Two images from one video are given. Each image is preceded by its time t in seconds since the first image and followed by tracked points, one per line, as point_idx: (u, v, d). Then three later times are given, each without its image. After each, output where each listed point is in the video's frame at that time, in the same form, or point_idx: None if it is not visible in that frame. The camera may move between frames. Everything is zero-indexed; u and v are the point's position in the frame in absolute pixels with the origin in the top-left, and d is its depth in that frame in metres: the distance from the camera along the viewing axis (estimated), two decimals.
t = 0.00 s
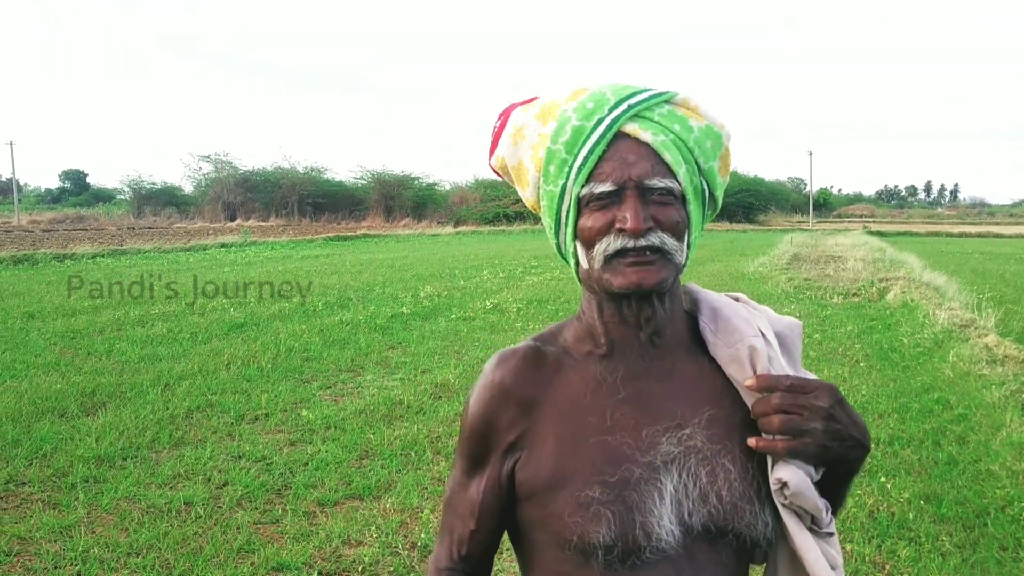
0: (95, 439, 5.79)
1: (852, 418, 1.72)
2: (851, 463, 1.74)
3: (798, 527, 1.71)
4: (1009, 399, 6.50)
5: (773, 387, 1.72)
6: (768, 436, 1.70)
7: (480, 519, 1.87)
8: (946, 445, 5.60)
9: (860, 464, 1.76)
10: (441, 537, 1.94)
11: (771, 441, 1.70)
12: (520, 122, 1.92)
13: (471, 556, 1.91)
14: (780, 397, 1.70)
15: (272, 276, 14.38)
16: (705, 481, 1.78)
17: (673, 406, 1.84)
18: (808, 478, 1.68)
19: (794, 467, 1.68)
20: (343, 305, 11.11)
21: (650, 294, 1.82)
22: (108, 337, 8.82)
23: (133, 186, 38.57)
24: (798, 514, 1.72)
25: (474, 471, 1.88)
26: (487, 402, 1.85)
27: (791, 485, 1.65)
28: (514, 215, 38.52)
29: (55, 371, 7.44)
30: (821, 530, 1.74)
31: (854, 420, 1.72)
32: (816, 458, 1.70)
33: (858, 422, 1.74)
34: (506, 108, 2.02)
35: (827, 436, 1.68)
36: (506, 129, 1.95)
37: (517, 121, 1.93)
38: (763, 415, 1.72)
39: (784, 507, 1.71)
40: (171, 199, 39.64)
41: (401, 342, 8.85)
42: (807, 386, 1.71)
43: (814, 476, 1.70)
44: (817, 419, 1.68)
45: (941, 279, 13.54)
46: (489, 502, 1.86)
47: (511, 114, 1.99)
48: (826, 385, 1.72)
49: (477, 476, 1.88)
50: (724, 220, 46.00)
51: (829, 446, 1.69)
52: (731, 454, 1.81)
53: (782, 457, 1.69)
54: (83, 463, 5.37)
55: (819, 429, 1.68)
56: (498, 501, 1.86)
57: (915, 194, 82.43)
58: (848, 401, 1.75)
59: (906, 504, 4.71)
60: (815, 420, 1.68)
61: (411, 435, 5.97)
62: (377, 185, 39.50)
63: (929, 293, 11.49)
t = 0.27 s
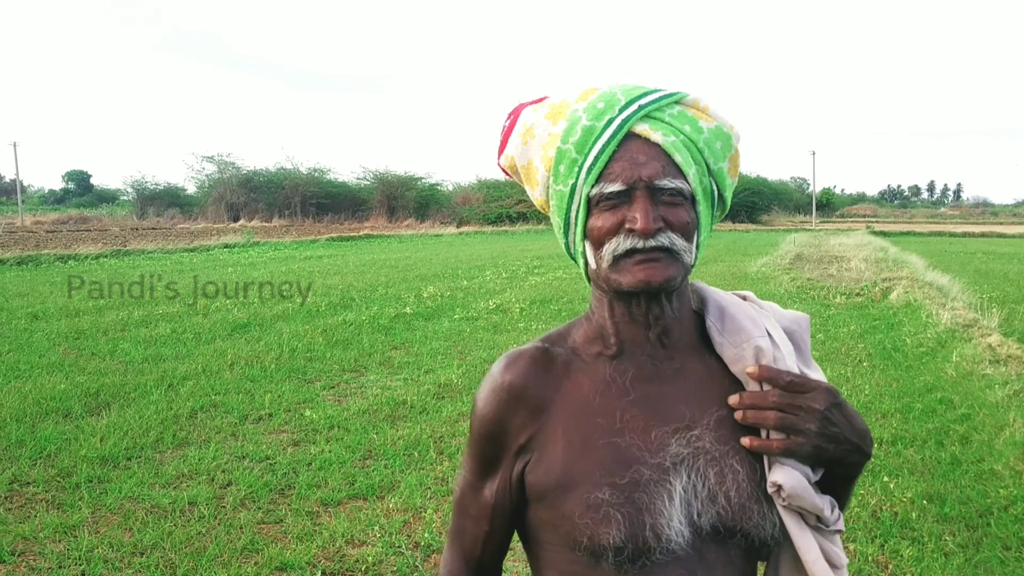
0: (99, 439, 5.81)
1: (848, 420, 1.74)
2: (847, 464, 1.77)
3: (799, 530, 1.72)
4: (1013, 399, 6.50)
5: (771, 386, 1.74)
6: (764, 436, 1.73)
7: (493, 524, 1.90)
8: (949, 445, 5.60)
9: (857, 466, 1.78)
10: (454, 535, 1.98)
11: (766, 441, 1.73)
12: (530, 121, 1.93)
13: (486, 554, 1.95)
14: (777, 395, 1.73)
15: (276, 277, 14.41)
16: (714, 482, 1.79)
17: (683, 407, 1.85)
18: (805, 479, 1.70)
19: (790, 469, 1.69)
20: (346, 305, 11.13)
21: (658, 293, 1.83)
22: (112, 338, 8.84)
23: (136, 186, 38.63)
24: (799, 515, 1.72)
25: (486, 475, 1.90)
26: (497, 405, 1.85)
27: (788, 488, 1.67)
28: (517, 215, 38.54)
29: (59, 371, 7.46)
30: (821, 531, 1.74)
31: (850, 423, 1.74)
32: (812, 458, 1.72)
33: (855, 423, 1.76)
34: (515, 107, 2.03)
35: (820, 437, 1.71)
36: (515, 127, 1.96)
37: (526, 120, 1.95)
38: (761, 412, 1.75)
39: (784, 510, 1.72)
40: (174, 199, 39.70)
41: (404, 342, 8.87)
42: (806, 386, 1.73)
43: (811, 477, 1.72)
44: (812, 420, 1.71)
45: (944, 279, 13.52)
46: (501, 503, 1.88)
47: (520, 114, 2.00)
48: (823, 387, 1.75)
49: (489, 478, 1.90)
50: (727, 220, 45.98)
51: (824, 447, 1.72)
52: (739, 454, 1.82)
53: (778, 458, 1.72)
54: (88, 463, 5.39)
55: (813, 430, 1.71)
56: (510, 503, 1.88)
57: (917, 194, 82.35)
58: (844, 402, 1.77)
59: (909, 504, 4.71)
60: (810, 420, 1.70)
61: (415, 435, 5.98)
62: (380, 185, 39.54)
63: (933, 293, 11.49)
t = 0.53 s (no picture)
0: (99, 440, 5.76)
1: (861, 414, 1.68)
2: (861, 459, 1.71)
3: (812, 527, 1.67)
4: (1018, 399, 6.45)
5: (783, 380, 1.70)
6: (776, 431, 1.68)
7: (505, 527, 1.86)
8: (955, 445, 5.56)
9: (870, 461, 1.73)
10: (464, 539, 1.94)
11: (779, 435, 1.68)
12: (541, 118, 1.90)
13: (498, 556, 1.90)
14: (789, 389, 1.68)
15: (276, 277, 14.38)
16: (725, 481, 1.75)
17: (694, 406, 1.81)
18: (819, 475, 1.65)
19: (803, 466, 1.65)
20: (347, 305, 11.09)
21: (670, 291, 1.79)
22: (112, 338, 8.80)
23: (137, 187, 38.59)
24: (811, 514, 1.68)
25: (496, 477, 1.86)
26: (508, 406, 1.80)
27: (802, 486, 1.62)
28: (518, 215, 38.48)
29: (59, 372, 7.42)
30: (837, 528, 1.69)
31: (865, 418, 1.68)
32: (824, 453, 1.67)
33: (869, 419, 1.71)
34: (525, 106, 2.00)
35: (834, 431, 1.65)
36: (526, 125, 1.94)
37: (538, 117, 1.91)
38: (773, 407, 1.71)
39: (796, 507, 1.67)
40: (174, 199, 39.67)
41: (405, 343, 8.83)
42: (818, 379, 1.68)
43: (824, 473, 1.67)
44: (824, 413, 1.65)
45: (948, 279, 13.47)
46: (513, 505, 1.84)
47: (531, 112, 1.97)
48: (836, 381, 1.69)
49: (499, 480, 1.85)
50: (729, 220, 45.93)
51: (838, 441, 1.66)
52: (752, 453, 1.77)
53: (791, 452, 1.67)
54: (88, 464, 5.35)
55: (826, 423, 1.65)
56: (522, 503, 1.83)
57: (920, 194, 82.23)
58: (858, 397, 1.71)
59: (915, 505, 4.67)
60: (824, 414, 1.65)
61: (417, 436, 5.94)
62: (381, 185, 39.51)
63: (937, 293, 11.43)
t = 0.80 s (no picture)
0: (101, 440, 5.77)
1: (863, 416, 1.69)
2: (861, 459, 1.71)
3: (812, 527, 1.68)
4: (1019, 399, 6.45)
5: (786, 380, 1.70)
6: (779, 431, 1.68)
7: (512, 524, 1.85)
8: (956, 445, 5.56)
9: (869, 463, 1.74)
10: (472, 538, 1.93)
11: (782, 434, 1.68)
12: (550, 119, 1.90)
13: (504, 555, 1.89)
14: (793, 391, 1.69)
15: (277, 277, 14.39)
16: (726, 480, 1.75)
17: (697, 405, 1.81)
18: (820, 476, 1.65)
19: (805, 467, 1.65)
20: (348, 306, 11.09)
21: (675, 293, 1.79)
22: (114, 338, 8.81)
23: (138, 187, 38.59)
24: (811, 513, 1.68)
25: (503, 473, 1.86)
26: (514, 402, 1.81)
27: (803, 487, 1.62)
28: (519, 216, 38.49)
29: (61, 372, 7.43)
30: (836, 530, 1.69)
31: (865, 420, 1.69)
32: (826, 454, 1.67)
33: (869, 421, 1.71)
34: (535, 107, 2.00)
35: (836, 432, 1.66)
36: (535, 126, 1.94)
37: (546, 119, 1.92)
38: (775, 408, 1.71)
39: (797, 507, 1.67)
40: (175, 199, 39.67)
41: (407, 343, 8.83)
42: (821, 381, 1.68)
43: (825, 473, 1.67)
44: (827, 414, 1.66)
45: (949, 279, 13.47)
46: (519, 501, 1.83)
47: (540, 113, 1.98)
48: (838, 382, 1.70)
49: (505, 476, 1.85)
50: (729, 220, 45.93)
51: (840, 441, 1.66)
52: (753, 453, 1.78)
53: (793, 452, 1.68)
54: (90, 464, 5.36)
55: (829, 424, 1.65)
56: (527, 500, 1.83)
57: (921, 194, 82.18)
58: (860, 398, 1.71)
59: (915, 505, 4.67)
60: (826, 415, 1.65)
61: (418, 436, 5.94)
62: (382, 186, 39.52)
63: (938, 293, 11.43)
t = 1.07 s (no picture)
0: (100, 441, 5.77)
1: (861, 419, 1.69)
2: (858, 463, 1.72)
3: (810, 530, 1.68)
4: (1019, 400, 6.46)
5: (786, 383, 1.70)
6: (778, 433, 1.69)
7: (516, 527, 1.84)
8: (955, 446, 5.56)
9: (867, 466, 1.74)
10: (474, 543, 1.91)
11: (782, 437, 1.68)
12: (557, 119, 1.90)
13: (506, 558, 1.88)
14: (793, 393, 1.69)
15: (277, 278, 14.39)
16: (729, 480, 1.76)
17: (701, 405, 1.82)
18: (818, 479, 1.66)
19: (804, 469, 1.65)
20: (348, 307, 11.09)
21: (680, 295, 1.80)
22: (113, 339, 8.80)
23: (137, 188, 38.57)
24: (811, 515, 1.68)
25: (506, 476, 1.84)
26: (518, 403, 1.80)
27: (803, 488, 1.62)
28: (519, 216, 38.50)
29: (60, 373, 7.43)
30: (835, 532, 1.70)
31: (864, 422, 1.69)
32: (825, 456, 1.67)
33: (867, 424, 1.71)
34: (542, 105, 2.01)
35: (835, 434, 1.66)
36: (542, 126, 1.94)
37: (554, 118, 1.92)
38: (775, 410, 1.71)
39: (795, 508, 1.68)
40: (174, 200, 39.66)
41: (406, 344, 8.83)
42: (820, 383, 1.68)
43: (824, 475, 1.67)
44: (827, 417, 1.66)
45: (948, 279, 13.48)
46: (523, 503, 1.82)
47: (547, 112, 1.98)
48: (837, 385, 1.70)
49: (508, 478, 1.85)
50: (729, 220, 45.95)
51: (839, 444, 1.67)
52: (755, 453, 1.79)
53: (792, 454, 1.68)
54: (90, 466, 5.36)
55: (829, 427, 1.65)
56: (532, 501, 1.82)
57: (920, 194, 82.22)
58: (858, 402, 1.72)
59: (915, 506, 4.67)
60: (825, 418, 1.66)
61: (418, 437, 5.94)
62: (381, 186, 39.53)
63: (938, 294, 11.44)
